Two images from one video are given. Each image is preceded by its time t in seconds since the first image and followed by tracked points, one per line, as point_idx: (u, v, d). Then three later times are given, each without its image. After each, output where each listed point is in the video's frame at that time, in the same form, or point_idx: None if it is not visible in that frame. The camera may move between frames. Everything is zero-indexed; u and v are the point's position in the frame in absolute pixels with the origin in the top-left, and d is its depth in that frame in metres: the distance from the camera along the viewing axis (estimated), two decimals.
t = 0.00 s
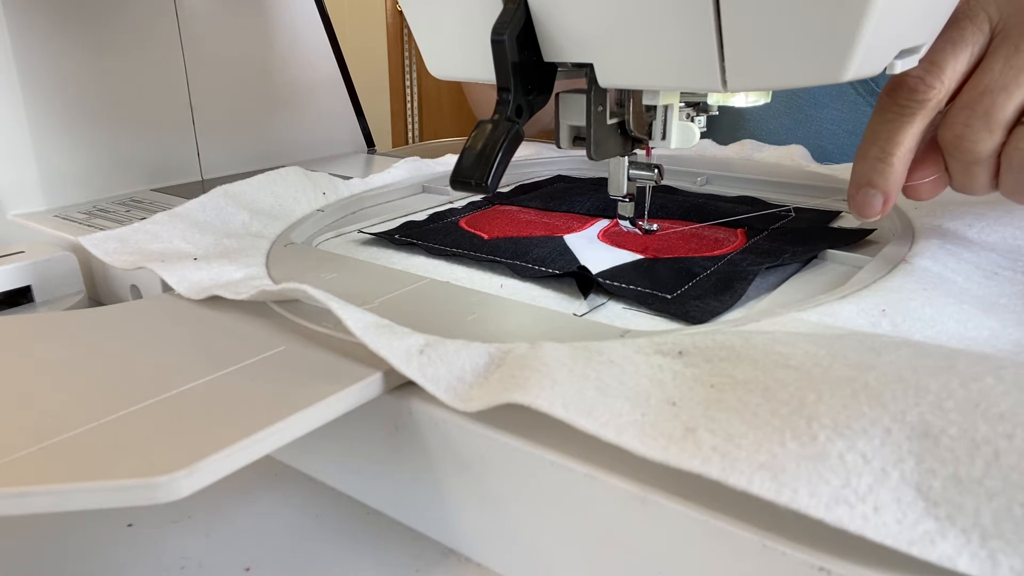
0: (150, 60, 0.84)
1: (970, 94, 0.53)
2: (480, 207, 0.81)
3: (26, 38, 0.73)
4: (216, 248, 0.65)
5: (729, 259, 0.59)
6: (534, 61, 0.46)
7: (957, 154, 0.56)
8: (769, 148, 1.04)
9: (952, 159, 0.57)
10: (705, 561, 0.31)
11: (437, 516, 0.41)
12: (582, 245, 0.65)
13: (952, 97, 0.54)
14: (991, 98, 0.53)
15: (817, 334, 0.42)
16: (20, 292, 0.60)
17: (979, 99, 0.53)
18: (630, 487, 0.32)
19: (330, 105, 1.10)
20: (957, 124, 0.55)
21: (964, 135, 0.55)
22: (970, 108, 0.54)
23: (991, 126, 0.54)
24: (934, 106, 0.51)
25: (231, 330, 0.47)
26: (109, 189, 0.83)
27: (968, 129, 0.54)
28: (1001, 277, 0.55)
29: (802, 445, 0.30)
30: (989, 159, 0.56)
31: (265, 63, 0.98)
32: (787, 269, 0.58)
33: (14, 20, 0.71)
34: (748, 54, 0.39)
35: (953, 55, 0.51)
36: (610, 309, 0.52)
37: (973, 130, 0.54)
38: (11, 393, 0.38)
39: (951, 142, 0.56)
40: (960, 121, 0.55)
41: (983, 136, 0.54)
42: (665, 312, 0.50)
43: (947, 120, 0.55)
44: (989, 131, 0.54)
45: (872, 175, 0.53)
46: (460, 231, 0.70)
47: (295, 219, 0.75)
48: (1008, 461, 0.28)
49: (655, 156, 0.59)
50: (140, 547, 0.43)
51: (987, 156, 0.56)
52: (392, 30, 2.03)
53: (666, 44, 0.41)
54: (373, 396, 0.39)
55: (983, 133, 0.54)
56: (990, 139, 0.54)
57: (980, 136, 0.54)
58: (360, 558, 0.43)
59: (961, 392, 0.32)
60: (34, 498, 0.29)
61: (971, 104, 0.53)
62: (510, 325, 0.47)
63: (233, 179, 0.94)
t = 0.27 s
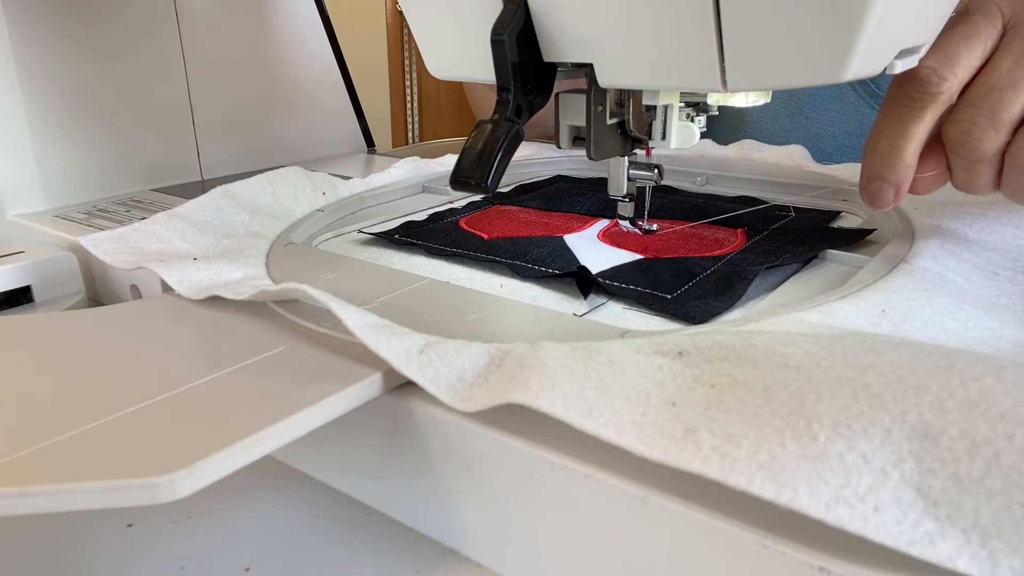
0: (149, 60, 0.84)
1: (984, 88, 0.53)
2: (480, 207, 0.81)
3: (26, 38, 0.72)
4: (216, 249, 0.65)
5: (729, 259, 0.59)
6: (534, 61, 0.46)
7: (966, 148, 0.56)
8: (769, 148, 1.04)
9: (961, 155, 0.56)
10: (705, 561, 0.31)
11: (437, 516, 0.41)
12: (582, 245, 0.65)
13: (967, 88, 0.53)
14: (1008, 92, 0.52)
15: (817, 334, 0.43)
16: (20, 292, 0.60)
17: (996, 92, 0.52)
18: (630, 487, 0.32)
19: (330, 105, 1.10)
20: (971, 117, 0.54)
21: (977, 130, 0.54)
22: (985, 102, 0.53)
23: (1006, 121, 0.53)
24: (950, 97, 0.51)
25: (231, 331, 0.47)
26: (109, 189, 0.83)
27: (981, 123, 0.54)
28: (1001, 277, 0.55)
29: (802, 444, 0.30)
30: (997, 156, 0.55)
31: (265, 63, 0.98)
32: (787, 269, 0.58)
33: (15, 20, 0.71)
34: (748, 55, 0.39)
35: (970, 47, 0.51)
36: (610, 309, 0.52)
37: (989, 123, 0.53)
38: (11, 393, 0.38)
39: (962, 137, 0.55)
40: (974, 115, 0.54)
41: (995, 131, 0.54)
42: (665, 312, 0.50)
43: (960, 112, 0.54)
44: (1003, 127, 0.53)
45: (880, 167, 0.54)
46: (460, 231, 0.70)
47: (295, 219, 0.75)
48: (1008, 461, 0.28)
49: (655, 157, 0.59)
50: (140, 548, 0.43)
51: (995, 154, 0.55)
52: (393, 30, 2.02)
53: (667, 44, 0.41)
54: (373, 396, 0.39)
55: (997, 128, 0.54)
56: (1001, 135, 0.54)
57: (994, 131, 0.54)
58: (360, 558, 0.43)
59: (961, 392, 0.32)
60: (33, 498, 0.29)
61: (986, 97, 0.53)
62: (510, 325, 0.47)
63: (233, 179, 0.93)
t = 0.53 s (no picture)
0: (149, 60, 0.84)
1: None
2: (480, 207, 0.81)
3: (26, 38, 0.72)
4: (216, 248, 0.65)
5: (729, 259, 0.59)
6: (534, 61, 0.46)
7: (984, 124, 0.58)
8: (769, 149, 1.03)
9: (942, 141, 0.62)
10: (705, 560, 0.31)
11: (437, 516, 0.41)
12: (582, 245, 0.65)
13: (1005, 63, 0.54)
14: None
15: (817, 334, 0.42)
16: (20, 292, 0.60)
17: None
18: (630, 487, 0.32)
19: (330, 105, 1.10)
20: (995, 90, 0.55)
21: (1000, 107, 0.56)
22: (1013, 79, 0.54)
23: None
24: (972, 77, 0.53)
25: (231, 331, 0.47)
26: (109, 189, 0.83)
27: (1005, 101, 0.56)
28: (1001, 277, 0.55)
29: (802, 445, 0.30)
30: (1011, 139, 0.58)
31: (265, 63, 0.98)
32: (787, 269, 0.58)
33: (15, 20, 0.71)
34: (747, 55, 0.39)
35: (1023, 19, 0.51)
36: (610, 309, 0.52)
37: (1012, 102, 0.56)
38: (11, 393, 0.38)
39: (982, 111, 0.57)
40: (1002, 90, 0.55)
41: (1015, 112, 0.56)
42: (665, 312, 0.50)
43: (989, 86, 0.56)
44: None
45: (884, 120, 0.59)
46: (460, 231, 0.70)
47: (295, 219, 0.75)
48: (1008, 461, 0.28)
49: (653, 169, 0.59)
50: (140, 547, 0.43)
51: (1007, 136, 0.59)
52: (393, 30, 2.02)
53: (667, 44, 0.41)
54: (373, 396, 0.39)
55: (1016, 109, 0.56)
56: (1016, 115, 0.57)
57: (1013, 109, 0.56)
58: (360, 558, 0.43)
59: (962, 392, 0.32)
60: (33, 498, 0.29)
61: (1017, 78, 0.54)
62: (510, 325, 0.47)
63: (233, 179, 0.93)
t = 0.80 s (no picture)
0: (149, 60, 0.84)
1: None
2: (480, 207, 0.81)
3: (25, 38, 0.72)
4: (216, 248, 0.65)
5: (729, 259, 0.59)
6: (534, 61, 0.46)
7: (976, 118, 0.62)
8: (769, 149, 1.03)
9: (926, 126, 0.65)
10: (705, 561, 0.31)
11: (437, 516, 0.41)
12: (583, 245, 0.65)
13: (997, 62, 0.58)
14: None
15: (817, 334, 0.43)
16: (20, 292, 0.60)
17: None
18: (629, 487, 0.32)
19: (330, 105, 1.10)
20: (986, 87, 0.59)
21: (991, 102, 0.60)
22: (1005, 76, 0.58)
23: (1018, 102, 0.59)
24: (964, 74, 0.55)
25: (231, 331, 0.47)
26: (109, 189, 0.83)
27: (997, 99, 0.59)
28: (1001, 277, 0.55)
29: (802, 445, 0.30)
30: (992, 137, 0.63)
31: (265, 63, 0.98)
32: (787, 269, 0.58)
33: (15, 20, 0.71)
34: (748, 55, 0.39)
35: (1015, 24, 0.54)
36: (610, 309, 0.52)
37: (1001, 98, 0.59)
38: (12, 393, 0.38)
39: (970, 106, 0.61)
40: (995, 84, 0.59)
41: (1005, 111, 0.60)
42: (665, 312, 0.50)
43: (978, 82, 0.59)
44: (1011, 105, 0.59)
45: (884, 103, 0.59)
46: (460, 231, 0.70)
47: (295, 219, 0.75)
48: (1009, 461, 0.28)
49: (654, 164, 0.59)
50: (140, 547, 0.43)
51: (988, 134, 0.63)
52: (393, 30, 2.02)
53: (667, 44, 0.41)
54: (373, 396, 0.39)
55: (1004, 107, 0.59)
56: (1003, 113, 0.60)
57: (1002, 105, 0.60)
58: (360, 558, 0.43)
59: (961, 392, 0.32)
60: (33, 498, 0.29)
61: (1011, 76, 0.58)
62: (510, 325, 0.47)
63: (233, 179, 0.93)
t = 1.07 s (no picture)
0: (149, 60, 0.84)
1: None
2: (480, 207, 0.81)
3: (25, 38, 0.72)
4: (216, 248, 0.65)
5: (729, 259, 0.59)
6: (534, 61, 0.46)
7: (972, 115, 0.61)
8: (769, 149, 1.03)
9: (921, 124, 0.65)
10: (705, 560, 0.31)
11: (437, 516, 0.41)
12: (583, 245, 0.65)
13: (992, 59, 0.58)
14: None
15: (817, 334, 0.43)
16: (20, 292, 0.60)
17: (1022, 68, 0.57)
18: (629, 487, 0.32)
19: (330, 105, 1.10)
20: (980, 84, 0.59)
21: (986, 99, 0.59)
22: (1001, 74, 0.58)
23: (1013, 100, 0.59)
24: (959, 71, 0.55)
25: (231, 331, 0.47)
26: (109, 189, 0.83)
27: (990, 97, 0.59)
28: (1001, 277, 0.55)
29: (802, 445, 0.30)
30: (987, 134, 0.62)
31: (265, 63, 0.98)
32: (787, 269, 0.58)
33: (15, 20, 0.71)
34: (747, 55, 0.39)
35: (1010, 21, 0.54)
36: (610, 309, 0.52)
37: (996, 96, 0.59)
38: (12, 393, 0.38)
39: (964, 103, 0.61)
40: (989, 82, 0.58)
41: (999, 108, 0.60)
42: (665, 312, 0.50)
43: (973, 79, 0.59)
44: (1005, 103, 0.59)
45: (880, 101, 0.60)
46: (460, 231, 0.70)
47: (296, 219, 0.75)
48: (1008, 461, 0.28)
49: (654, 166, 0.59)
50: (140, 547, 0.43)
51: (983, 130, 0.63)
52: (392, 30, 2.02)
53: (667, 45, 0.41)
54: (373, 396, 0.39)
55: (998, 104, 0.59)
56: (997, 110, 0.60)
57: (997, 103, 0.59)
58: (360, 558, 0.43)
59: (962, 392, 0.32)
60: (33, 498, 0.29)
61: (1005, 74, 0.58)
62: (510, 325, 0.47)
63: (233, 179, 0.93)
